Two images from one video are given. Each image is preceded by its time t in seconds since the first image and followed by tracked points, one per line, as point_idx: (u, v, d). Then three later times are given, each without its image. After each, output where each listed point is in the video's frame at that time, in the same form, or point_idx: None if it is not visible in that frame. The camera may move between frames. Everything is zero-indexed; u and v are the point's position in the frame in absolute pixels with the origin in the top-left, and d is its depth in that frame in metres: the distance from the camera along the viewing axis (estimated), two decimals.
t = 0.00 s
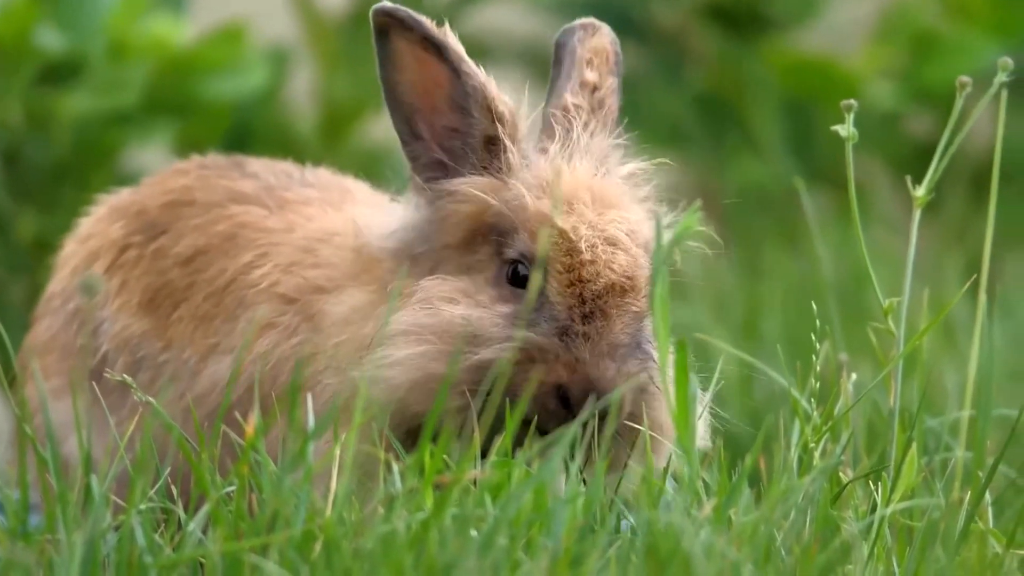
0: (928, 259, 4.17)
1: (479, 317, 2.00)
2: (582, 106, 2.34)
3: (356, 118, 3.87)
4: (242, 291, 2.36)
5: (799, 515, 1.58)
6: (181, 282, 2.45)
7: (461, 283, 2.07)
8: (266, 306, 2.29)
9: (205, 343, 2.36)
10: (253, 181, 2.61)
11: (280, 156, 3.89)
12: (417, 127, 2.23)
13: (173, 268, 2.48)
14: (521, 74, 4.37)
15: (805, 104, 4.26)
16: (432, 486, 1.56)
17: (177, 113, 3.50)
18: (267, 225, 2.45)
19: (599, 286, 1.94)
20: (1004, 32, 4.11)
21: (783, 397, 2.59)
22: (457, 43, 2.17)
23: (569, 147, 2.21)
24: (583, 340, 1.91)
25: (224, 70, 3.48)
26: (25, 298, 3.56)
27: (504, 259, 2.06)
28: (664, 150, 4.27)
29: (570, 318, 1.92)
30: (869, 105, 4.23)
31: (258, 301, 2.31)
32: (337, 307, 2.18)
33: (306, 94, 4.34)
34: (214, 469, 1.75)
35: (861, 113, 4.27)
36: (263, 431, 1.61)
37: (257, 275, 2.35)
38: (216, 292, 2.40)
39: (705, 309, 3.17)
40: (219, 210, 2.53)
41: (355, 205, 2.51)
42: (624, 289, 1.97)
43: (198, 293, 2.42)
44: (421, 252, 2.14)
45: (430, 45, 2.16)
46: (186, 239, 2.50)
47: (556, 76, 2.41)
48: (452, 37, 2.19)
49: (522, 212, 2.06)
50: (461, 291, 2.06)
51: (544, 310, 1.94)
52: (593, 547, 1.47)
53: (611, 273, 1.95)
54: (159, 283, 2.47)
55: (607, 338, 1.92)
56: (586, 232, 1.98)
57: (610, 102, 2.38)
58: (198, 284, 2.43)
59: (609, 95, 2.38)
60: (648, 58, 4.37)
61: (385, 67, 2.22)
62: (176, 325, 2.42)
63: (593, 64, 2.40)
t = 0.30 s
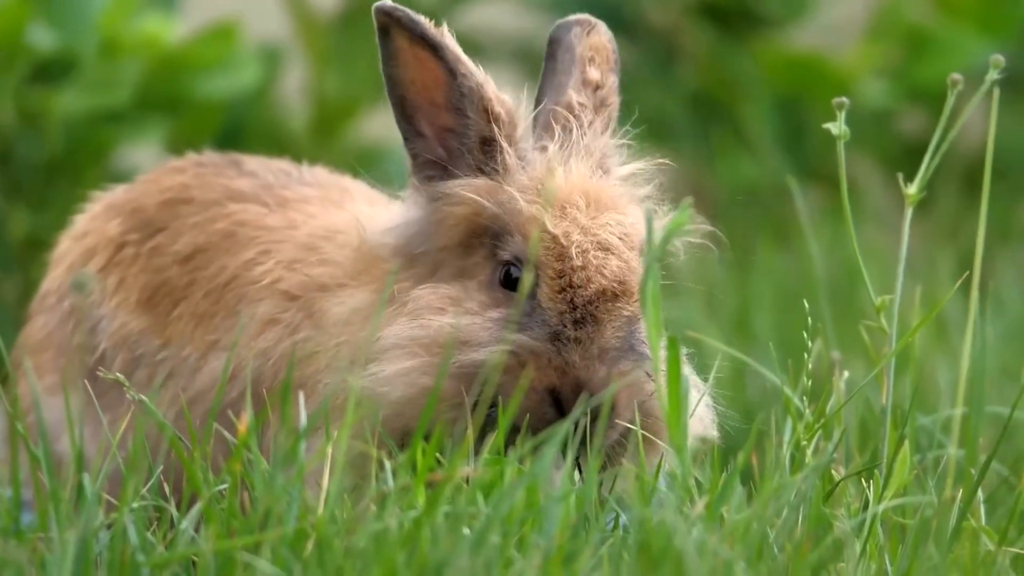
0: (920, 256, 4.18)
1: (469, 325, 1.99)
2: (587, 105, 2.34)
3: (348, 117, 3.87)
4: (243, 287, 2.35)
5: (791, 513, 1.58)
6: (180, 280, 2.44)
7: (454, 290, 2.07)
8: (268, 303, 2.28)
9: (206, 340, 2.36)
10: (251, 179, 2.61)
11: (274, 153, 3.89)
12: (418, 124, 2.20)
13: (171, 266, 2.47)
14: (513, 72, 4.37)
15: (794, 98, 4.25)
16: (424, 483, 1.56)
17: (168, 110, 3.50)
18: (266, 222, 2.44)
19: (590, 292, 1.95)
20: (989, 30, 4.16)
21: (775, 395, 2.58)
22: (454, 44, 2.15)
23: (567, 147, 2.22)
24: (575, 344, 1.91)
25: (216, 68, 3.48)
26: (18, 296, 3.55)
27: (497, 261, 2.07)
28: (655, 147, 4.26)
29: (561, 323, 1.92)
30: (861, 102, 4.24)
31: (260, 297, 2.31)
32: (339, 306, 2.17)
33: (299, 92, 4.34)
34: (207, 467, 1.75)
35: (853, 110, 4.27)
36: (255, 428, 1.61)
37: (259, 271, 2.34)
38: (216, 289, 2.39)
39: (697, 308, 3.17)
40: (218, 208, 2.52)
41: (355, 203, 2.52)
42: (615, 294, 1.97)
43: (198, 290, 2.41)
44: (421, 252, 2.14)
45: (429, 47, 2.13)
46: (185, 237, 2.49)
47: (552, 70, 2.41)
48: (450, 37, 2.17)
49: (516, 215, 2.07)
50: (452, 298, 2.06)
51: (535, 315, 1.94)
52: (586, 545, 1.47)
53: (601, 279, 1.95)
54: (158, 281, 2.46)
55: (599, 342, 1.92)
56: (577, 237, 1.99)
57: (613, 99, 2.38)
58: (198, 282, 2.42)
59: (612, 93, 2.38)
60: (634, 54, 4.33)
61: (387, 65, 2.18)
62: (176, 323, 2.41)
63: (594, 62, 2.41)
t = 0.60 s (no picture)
0: (914, 254, 4.17)
1: (459, 311, 2.00)
2: (572, 89, 2.35)
3: (342, 116, 3.85)
4: (235, 287, 2.35)
5: (785, 511, 1.58)
6: (173, 280, 2.44)
7: (441, 276, 2.08)
8: (259, 301, 2.28)
9: (198, 339, 2.35)
10: (245, 179, 2.60)
11: (269, 153, 3.89)
12: (404, 112, 2.22)
13: (165, 266, 2.47)
14: (506, 70, 4.37)
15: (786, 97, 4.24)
16: (418, 482, 1.56)
17: (162, 109, 3.49)
18: (259, 222, 2.44)
19: (574, 285, 1.93)
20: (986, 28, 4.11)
21: (768, 393, 2.58)
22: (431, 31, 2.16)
23: (553, 131, 2.22)
24: (560, 340, 1.89)
25: (210, 67, 3.47)
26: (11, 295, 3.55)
27: (483, 249, 2.07)
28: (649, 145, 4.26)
29: (546, 316, 1.91)
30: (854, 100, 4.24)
31: (251, 295, 2.30)
32: (328, 299, 2.17)
33: (292, 91, 4.33)
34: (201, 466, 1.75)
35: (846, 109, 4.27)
36: (248, 427, 1.61)
37: (251, 270, 2.34)
38: (208, 289, 2.39)
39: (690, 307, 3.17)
40: (211, 208, 2.52)
41: (347, 203, 2.51)
42: (600, 288, 1.95)
43: (191, 290, 2.41)
44: (406, 239, 2.15)
45: (409, 36, 2.14)
46: (179, 237, 2.49)
47: (535, 55, 2.41)
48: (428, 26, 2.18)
49: (501, 205, 2.06)
50: (441, 284, 2.06)
51: (522, 307, 1.93)
52: (579, 544, 1.47)
53: (586, 271, 1.94)
54: (151, 281, 2.46)
55: (584, 338, 1.91)
56: (561, 228, 1.97)
57: (597, 84, 2.40)
58: (191, 282, 2.42)
59: (596, 77, 2.40)
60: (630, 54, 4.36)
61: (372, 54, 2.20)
62: (168, 323, 2.41)
63: (577, 45, 2.42)
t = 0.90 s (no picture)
0: (908, 253, 4.18)
1: (457, 313, 1.99)
2: (566, 89, 2.35)
3: (337, 114, 3.84)
4: (231, 285, 2.34)
5: (778, 510, 1.58)
6: (168, 279, 2.44)
7: (440, 279, 2.07)
8: (256, 300, 2.28)
9: (193, 339, 2.35)
10: (240, 179, 2.60)
11: (262, 152, 3.89)
12: (399, 115, 2.21)
13: (159, 265, 2.46)
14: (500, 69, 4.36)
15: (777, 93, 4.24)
16: (411, 482, 1.56)
17: (154, 109, 3.49)
18: (254, 221, 2.44)
19: (575, 276, 1.93)
20: (978, 25, 4.11)
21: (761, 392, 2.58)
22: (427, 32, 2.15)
23: (546, 130, 2.22)
24: (562, 330, 1.90)
25: (203, 67, 3.46)
26: (5, 294, 3.54)
27: (482, 248, 2.07)
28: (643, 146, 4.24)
29: (548, 308, 1.91)
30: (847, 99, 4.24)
31: (247, 294, 2.30)
32: (325, 300, 2.17)
33: (285, 89, 4.32)
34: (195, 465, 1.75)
35: (840, 108, 4.27)
36: (241, 426, 1.60)
37: (247, 269, 2.34)
38: (204, 288, 2.38)
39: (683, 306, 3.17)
40: (206, 208, 2.52)
41: (343, 202, 2.51)
42: (601, 278, 1.96)
43: (186, 290, 2.40)
44: (404, 243, 2.15)
45: (404, 37, 2.13)
46: (174, 236, 2.49)
47: (524, 57, 2.40)
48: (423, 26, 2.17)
49: (498, 201, 2.06)
50: (440, 287, 2.05)
51: (522, 301, 1.93)
52: (572, 543, 1.47)
53: (587, 262, 1.94)
54: (147, 280, 2.45)
55: (586, 326, 1.91)
56: (560, 221, 1.97)
57: (590, 86, 2.39)
58: (186, 281, 2.42)
59: (589, 79, 2.40)
60: (621, 51, 4.30)
61: (367, 57, 2.19)
62: (164, 322, 2.40)
63: (568, 47, 2.43)
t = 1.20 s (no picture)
0: (901, 253, 4.18)
1: (458, 334, 1.99)
2: (575, 117, 2.33)
3: (330, 114, 3.88)
4: (225, 285, 2.34)
5: (773, 509, 1.58)
6: (162, 279, 2.43)
7: (443, 297, 2.06)
8: (251, 300, 2.28)
9: (187, 338, 2.35)
10: (233, 178, 2.60)
11: (256, 151, 3.86)
12: (406, 137, 2.20)
13: (153, 265, 2.46)
14: (493, 68, 4.36)
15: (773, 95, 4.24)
16: (405, 481, 1.56)
17: (149, 109, 3.48)
18: (249, 221, 2.44)
19: (581, 303, 1.93)
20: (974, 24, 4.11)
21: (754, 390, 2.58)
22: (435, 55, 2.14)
23: (552, 157, 2.22)
24: (565, 357, 1.89)
25: (197, 66, 3.45)
26: None
27: (486, 273, 2.06)
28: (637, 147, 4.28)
29: (552, 334, 1.91)
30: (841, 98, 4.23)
31: (241, 294, 2.30)
32: (324, 306, 2.17)
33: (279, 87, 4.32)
34: (188, 465, 1.75)
35: (834, 107, 4.27)
36: (235, 426, 1.60)
37: (242, 268, 2.34)
38: (198, 287, 2.38)
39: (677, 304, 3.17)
40: (200, 207, 2.51)
41: (337, 202, 2.51)
42: (607, 307, 1.94)
43: (180, 289, 2.40)
44: (403, 243, 2.17)
45: (411, 60, 2.11)
46: (168, 236, 2.48)
47: (533, 82, 2.41)
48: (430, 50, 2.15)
49: (503, 226, 2.06)
50: (443, 306, 2.05)
51: (525, 326, 1.93)
52: (566, 543, 1.47)
53: (593, 290, 1.94)
54: (141, 279, 2.45)
55: (590, 354, 1.89)
56: (567, 247, 1.98)
57: (599, 114, 2.39)
58: (180, 281, 2.41)
59: (598, 107, 2.39)
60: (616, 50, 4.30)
61: (376, 74, 2.17)
62: (158, 321, 2.40)
63: (578, 75, 2.43)
